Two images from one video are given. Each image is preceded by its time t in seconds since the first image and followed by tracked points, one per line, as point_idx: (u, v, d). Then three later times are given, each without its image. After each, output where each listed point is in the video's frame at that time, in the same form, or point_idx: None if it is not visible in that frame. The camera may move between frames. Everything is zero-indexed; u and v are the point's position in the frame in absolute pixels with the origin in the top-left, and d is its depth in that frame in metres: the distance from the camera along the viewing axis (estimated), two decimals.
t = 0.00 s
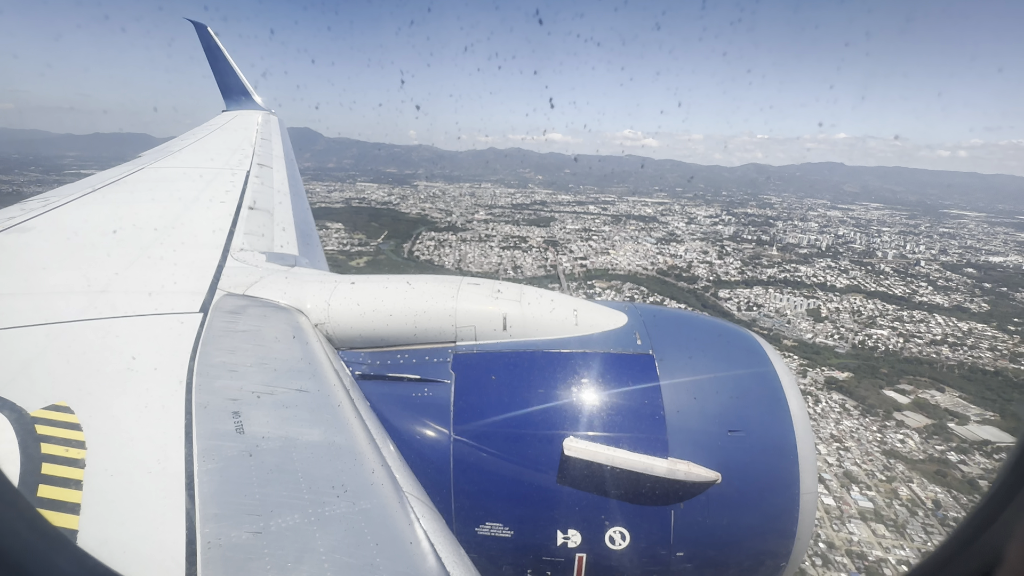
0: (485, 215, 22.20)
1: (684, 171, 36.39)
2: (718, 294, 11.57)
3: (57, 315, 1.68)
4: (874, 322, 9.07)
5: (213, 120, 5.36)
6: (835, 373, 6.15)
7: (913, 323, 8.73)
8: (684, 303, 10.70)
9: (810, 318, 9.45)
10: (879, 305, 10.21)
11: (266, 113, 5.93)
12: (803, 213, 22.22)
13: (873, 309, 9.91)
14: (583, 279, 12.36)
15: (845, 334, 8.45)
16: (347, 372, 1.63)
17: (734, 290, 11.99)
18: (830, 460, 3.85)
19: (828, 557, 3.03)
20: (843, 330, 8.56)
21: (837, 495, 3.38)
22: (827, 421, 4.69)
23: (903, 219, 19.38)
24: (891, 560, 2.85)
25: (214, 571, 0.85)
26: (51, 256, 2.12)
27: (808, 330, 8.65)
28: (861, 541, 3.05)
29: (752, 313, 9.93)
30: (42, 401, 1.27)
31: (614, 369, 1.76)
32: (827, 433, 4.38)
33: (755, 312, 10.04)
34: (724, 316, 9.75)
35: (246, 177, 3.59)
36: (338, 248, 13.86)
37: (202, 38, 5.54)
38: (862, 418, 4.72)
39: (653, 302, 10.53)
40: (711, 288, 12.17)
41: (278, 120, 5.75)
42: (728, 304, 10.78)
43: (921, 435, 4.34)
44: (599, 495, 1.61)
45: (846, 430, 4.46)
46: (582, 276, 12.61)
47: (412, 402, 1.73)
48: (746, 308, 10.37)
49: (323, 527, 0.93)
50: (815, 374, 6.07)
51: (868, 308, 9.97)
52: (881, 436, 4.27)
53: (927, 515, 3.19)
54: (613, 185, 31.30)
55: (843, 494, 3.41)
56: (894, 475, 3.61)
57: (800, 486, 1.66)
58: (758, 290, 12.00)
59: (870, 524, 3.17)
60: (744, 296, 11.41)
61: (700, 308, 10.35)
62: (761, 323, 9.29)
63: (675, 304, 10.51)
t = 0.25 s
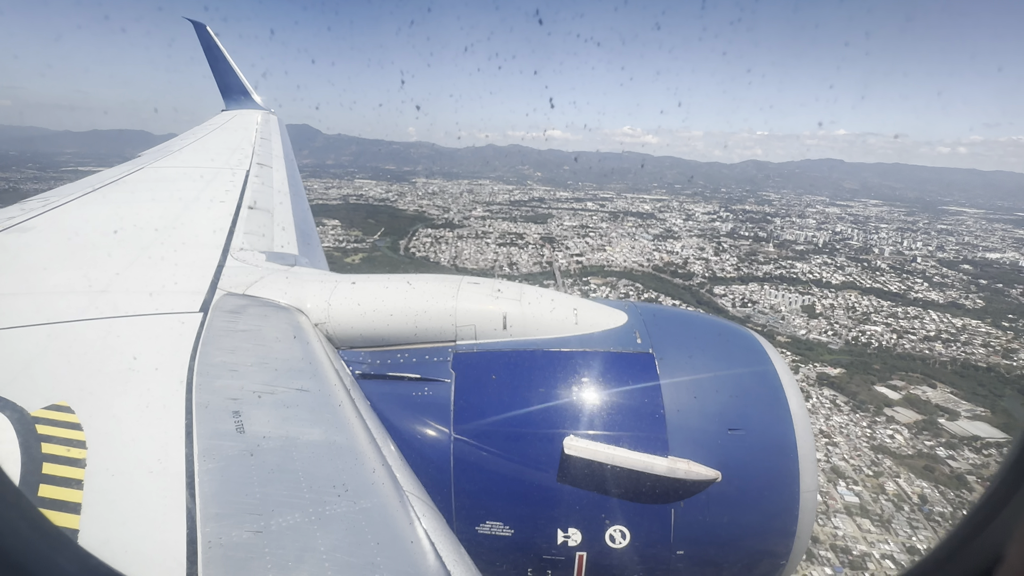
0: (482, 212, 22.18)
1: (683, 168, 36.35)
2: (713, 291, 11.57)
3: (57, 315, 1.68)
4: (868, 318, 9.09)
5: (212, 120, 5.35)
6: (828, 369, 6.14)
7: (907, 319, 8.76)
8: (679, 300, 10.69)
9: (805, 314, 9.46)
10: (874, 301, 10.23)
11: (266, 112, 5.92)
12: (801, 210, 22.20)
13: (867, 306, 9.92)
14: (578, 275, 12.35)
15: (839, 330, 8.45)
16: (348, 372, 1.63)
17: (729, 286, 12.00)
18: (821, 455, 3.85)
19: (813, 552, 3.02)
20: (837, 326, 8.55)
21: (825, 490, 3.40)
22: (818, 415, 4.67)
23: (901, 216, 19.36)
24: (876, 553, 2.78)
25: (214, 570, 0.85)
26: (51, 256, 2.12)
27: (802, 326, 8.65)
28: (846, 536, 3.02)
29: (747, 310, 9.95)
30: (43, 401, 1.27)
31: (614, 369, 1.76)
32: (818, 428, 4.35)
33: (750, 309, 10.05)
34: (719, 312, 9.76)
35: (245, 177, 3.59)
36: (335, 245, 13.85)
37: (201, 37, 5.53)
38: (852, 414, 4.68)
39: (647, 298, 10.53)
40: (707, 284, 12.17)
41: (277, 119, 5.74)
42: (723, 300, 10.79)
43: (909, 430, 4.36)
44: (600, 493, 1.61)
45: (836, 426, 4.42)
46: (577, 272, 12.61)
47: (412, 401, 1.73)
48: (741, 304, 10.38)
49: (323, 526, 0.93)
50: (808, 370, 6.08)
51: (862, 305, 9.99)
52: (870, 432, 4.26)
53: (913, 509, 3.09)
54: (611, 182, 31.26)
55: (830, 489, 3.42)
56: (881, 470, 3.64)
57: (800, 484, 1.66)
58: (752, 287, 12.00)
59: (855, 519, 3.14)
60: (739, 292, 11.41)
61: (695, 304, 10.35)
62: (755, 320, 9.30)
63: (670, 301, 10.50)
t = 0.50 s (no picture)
0: (480, 208, 22.17)
1: (681, 165, 36.31)
2: (708, 287, 11.59)
3: (57, 315, 1.68)
4: (862, 314, 9.10)
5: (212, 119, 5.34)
6: (819, 366, 6.17)
7: (901, 315, 8.78)
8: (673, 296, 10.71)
9: (799, 311, 9.48)
10: (869, 297, 10.25)
11: (265, 112, 5.92)
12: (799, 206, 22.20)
13: (862, 302, 9.95)
14: (574, 272, 12.36)
15: (832, 326, 8.46)
16: (347, 372, 1.63)
17: (725, 283, 12.02)
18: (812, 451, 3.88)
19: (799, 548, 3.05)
20: (830, 323, 8.57)
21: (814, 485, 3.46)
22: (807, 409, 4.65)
23: (899, 213, 19.35)
24: (860, 548, 2.85)
25: (215, 570, 0.85)
26: (50, 256, 2.12)
27: (796, 322, 8.66)
28: (830, 530, 3.02)
29: (741, 306, 9.98)
30: (42, 402, 1.27)
31: (614, 369, 1.76)
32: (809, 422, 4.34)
33: (744, 306, 10.07)
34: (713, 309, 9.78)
35: (244, 177, 3.59)
36: (331, 242, 13.84)
37: (200, 36, 5.52)
38: (842, 409, 4.66)
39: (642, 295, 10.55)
40: (702, 281, 12.18)
41: (277, 118, 5.75)
42: (718, 297, 10.82)
43: (898, 426, 4.33)
44: (599, 493, 1.61)
45: (824, 420, 4.41)
46: (573, 269, 12.61)
47: (411, 401, 1.73)
48: (736, 301, 10.40)
49: (323, 526, 0.93)
50: (799, 366, 6.14)
51: (856, 301, 10.02)
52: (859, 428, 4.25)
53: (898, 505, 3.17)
54: (610, 178, 31.25)
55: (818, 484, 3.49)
56: (867, 465, 3.61)
57: (800, 484, 1.66)
58: (747, 284, 12.02)
59: (840, 513, 3.12)
60: (734, 289, 11.43)
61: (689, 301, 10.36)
62: (749, 316, 9.32)
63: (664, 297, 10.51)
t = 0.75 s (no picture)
0: (477, 205, 22.16)
1: (679, 162, 36.28)
2: (702, 284, 11.60)
3: (56, 314, 1.68)
4: (856, 310, 9.13)
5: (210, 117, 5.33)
6: (810, 362, 6.22)
7: (894, 312, 8.80)
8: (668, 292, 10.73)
9: (793, 307, 9.51)
10: (863, 294, 10.27)
11: (264, 110, 5.91)
12: (796, 203, 22.20)
13: (855, 298, 9.97)
14: (569, 268, 12.35)
15: (826, 322, 8.47)
16: (347, 370, 1.63)
17: (720, 280, 12.04)
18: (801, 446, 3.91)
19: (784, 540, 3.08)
20: (824, 319, 8.58)
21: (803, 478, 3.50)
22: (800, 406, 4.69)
23: (896, 210, 19.36)
24: (844, 542, 2.87)
25: (215, 568, 0.85)
26: (49, 255, 2.12)
27: (789, 319, 8.69)
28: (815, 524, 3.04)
29: (736, 303, 10.01)
30: (41, 400, 1.27)
31: (615, 366, 1.76)
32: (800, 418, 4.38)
33: (738, 302, 10.10)
34: (708, 305, 9.81)
35: (243, 175, 3.58)
36: (327, 238, 13.83)
37: (198, 34, 5.50)
38: (832, 405, 4.70)
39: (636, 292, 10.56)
40: (697, 277, 12.20)
41: (276, 117, 5.74)
42: (712, 293, 10.85)
43: (888, 422, 4.33)
44: (599, 490, 1.61)
45: (815, 416, 4.45)
46: (568, 265, 12.60)
47: (411, 399, 1.73)
48: (730, 298, 10.43)
49: (323, 524, 0.93)
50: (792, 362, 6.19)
51: (850, 297, 10.04)
52: (849, 423, 4.28)
53: (883, 500, 3.21)
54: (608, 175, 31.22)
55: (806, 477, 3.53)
56: (855, 460, 3.64)
57: (799, 481, 1.67)
58: (742, 280, 12.04)
59: (826, 507, 3.14)
60: (728, 286, 11.46)
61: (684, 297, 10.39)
62: (744, 312, 9.34)
63: (659, 294, 10.53)
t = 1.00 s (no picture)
0: (474, 202, 22.15)
1: (677, 159, 36.26)
2: (697, 280, 11.63)
3: (55, 312, 1.68)
4: (850, 307, 9.16)
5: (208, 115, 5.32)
6: (802, 358, 6.26)
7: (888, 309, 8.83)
8: (662, 289, 10.75)
9: (786, 304, 9.53)
10: (857, 291, 10.29)
11: (262, 108, 5.90)
12: (793, 200, 22.21)
13: (849, 295, 10.01)
14: (564, 264, 12.36)
15: (819, 319, 8.49)
16: (347, 369, 1.63)
17: (714, 276, 12.06)
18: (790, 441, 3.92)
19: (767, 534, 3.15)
20: (818, 316, 8.60)
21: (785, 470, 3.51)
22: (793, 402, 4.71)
23: (893, 207, 19.38)
24: (827, 538, 2.94)
25: (216, 566, 0.86)
26: (47, 253, 2.12)
27: (783, 315, 8.72)
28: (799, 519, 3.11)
29: (730, 299, 10.05)
30: (41, 399, 1.27)
31: (614, 365, 1.76)
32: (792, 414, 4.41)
33: (732, 299, 10.13)
34: (702, 302, 9.84)
35: (241, 173, 3.58)
36: (322, 235, 13.82)
37: (196, 33, 5.48)
38: (821, 401, 4.72)
39: (630, 288, 10.57)
40: (692, 274, 12.22)
41: (274, 115, 5.73)
42: (706, 290, 10.88)
43: (877, 418, 4.34)
44: (598, 488, 1.62)
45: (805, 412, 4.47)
46: (563, 262, 12.61)
47: (411, 397, 1.73)
48: (724, 294, 10.46)
49: (323, 523, 0.94)
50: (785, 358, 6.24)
51: (844, 294, 10.07)
52: (837, 419, 4.29)
53: (868, 496, 3.20)
54: (605, 172, 31.21)
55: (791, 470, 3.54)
56: (841, 457, 3.64)
57: (797, 479, 1.68)
58: (737, 277, 12.07)
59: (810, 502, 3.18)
60: (722, 283, 11.49)
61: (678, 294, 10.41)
62: (737, 309, 9.37)
63: (653, 291, 10.55)
